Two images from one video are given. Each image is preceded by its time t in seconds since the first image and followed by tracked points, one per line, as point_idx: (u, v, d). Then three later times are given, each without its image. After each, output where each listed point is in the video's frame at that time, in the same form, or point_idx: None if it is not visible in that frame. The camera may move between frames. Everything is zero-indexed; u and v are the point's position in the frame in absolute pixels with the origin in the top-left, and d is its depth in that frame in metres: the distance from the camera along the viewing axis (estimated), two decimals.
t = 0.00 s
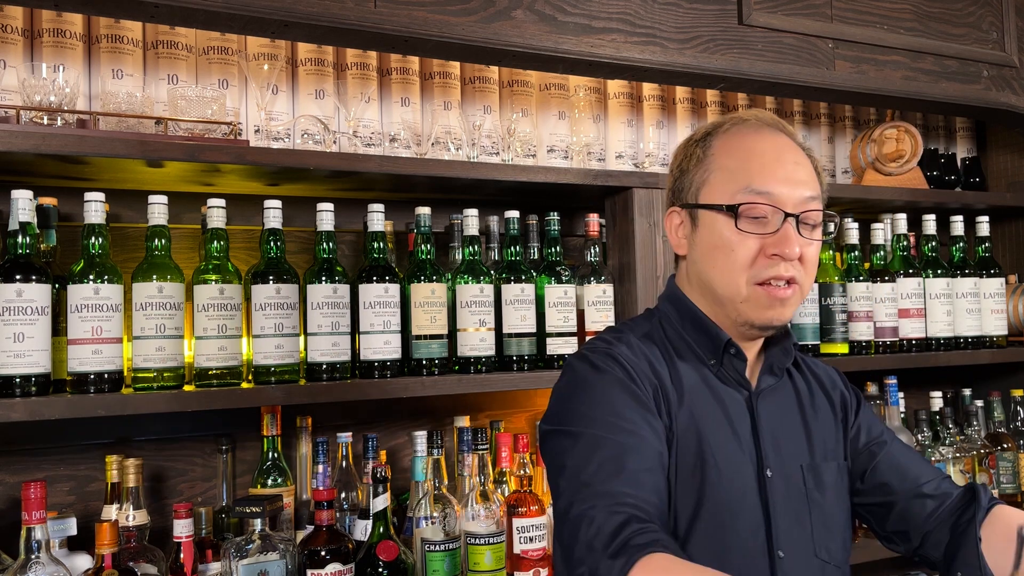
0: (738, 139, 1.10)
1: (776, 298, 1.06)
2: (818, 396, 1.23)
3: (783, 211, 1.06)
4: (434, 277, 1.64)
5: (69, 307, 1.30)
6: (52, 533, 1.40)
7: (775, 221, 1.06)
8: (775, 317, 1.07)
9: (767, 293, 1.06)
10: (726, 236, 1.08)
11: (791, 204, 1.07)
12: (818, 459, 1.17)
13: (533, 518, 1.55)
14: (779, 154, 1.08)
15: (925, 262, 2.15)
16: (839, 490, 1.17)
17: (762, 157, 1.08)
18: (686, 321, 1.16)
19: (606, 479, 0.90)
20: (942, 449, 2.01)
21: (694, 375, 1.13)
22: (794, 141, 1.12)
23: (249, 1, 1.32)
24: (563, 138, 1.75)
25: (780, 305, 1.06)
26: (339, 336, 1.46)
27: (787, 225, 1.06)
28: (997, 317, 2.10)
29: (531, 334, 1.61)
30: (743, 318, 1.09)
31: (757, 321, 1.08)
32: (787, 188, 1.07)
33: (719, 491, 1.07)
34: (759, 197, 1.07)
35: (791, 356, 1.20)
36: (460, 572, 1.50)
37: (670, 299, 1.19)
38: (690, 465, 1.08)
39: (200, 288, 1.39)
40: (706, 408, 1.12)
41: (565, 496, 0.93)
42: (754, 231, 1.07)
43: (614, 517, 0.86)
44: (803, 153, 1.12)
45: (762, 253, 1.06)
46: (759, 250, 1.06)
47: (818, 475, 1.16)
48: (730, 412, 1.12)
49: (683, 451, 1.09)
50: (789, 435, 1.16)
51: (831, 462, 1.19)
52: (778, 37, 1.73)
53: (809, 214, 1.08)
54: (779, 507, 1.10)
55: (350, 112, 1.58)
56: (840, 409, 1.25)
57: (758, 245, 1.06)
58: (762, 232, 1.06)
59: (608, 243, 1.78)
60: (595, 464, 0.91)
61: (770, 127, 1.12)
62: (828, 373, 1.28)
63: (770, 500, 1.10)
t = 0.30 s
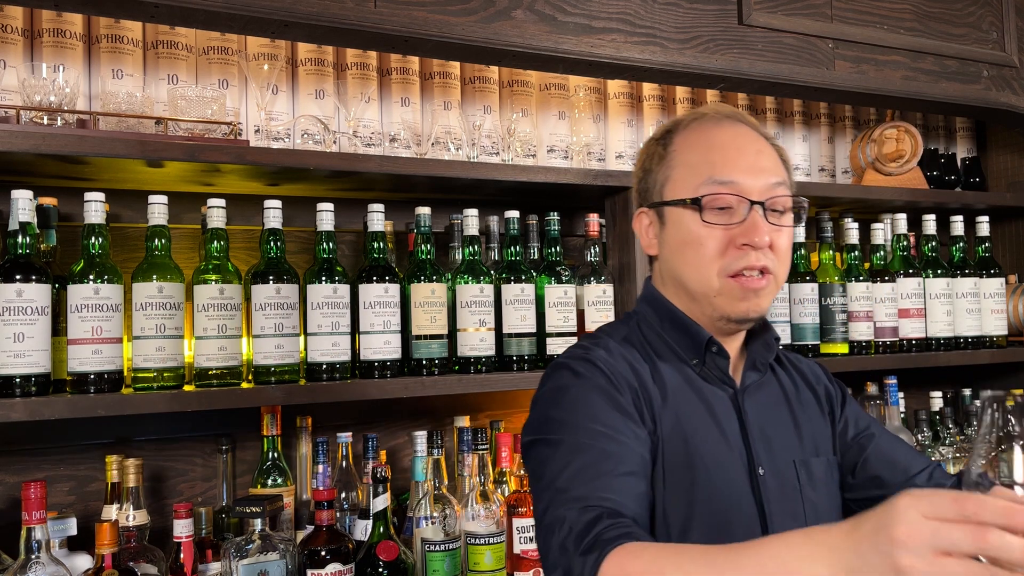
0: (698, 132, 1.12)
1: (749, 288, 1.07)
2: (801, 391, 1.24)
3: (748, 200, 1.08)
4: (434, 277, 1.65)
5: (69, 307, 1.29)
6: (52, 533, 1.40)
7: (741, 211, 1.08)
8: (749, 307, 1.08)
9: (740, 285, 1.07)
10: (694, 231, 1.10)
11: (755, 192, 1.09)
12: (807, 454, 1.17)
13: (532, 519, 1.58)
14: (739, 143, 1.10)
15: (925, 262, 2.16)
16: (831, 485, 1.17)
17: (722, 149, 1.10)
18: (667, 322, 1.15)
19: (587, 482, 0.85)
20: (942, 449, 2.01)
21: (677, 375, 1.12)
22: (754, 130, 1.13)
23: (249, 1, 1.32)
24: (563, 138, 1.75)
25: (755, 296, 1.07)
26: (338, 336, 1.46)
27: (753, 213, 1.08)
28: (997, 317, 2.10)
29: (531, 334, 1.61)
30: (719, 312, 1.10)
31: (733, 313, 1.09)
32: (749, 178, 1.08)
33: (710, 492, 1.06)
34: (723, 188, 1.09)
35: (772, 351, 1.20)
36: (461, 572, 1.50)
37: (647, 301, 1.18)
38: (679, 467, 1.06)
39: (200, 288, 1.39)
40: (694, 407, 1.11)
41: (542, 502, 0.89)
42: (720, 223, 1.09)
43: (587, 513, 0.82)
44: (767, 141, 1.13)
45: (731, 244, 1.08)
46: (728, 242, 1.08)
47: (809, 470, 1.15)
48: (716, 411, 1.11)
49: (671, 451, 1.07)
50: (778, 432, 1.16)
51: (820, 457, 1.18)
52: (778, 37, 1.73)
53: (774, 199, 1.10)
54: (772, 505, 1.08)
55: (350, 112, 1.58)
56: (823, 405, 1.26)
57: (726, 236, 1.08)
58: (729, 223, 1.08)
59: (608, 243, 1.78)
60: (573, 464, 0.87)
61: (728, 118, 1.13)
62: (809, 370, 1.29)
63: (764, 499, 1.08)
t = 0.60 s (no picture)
0: (660, 127, 1.13)
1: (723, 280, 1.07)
2: (781, 390, 1.24)
3: (715, 188, 1.09)
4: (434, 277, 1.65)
5: (69, 307, 1.29)
6: (52, 533, 1.40)
7: (708, 200, 1.09)
8: (724, 300, 1.08)
9: (713, 277, 1.08)
10: (663, 225, 1.10)
11: (721, 180, 1.09)
12: (787, 455, 1.17)
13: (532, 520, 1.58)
14: (701, 133, 1.11)
15: (925, 263, 2.16)
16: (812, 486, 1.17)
17: (686, 140, 1.11)
18: (642, 323, 1.16)
19: (560, 492, 0.84)
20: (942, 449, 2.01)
21: (652, 378, 1.13)
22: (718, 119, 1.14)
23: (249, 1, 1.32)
24: (563, 138, 1.75)
25: (728, 287, 1.07)
26: (338, 336, 1.46)
27: (721, 202, 1.08)
28: (997, 317, 2.09)
29: (531, 334, 1.61)
30: (694, 306, 1.10)
31: (708, 307, 1.09)
32: (713, 167, 1.09)
33: (686, 496, 1.06)
34: (688, 179, 1.09)
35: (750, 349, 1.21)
36: (461, 573, 1.49)
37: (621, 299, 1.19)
38: (655, 472, 1.07)
39: (200, 287, 1.39)
40: (670, 410, 1.11)
41: (514, 513, 0.88)
42: (689, 214, 1.09)
43: (556, 524, 0.81)
44: (730, 128, 1.14)
45: (702, 236, 1.08)
46: (697, 233, 1.08)
47: (788, 471, 1.15)
48: (693, 413, 1.12)
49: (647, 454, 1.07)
50: (757, 432, 1.16)
51: (802, 456, 1.19)
52: (778, 37, 1.74)
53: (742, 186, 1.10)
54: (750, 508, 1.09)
55: (350, 112, 1.58)
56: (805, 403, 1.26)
57: (695, 228, 1.09)
58: (698, 215, 1.09)
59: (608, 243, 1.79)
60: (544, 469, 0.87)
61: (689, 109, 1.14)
62: (789, 367, 1.30)
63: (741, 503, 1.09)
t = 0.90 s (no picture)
0: (657, 125, 1.13)
1: (718, 281, 1.07)
2: (773, 392, 1.24)
3: (711, 187, 1.09)
4: (434, 277, 1.65)
5: (69, 307, 1.29)
6: (52, 533, 1.40)
7: (704, 199, 1.09)
8: (719, 301, 1.08)
9: (708, 278, 1.07)
10: (659, 223, 1.10)
11: (717, 179, 1.09)
12: (778, 459, 1.17)
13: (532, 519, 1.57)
14: (698, 131, 1.11)
15: (925, 262, 2.16)
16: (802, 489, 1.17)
17: (682, 138, 1.11)
18: (633, 323, 1.16)
19: (549, 496, 0.83)
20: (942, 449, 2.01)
21: (643, 379, 1.13)
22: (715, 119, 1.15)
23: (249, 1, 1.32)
24: (563, 138, 1.75)
25: (724, 287, 1.07)
26: (338, 336, 1.46)
27: (717, 201, 1.08)
28: (998, 317, 2.09)
29: (531, 334, 1.61)
30: (688, 308, 1.10)
31: (702, 308, 1.09)
32: (710, 166, 1.09)
33: (675, 500, 1.06)
34: (684, 177, 1.10)
35: (741, 350, 1.21)
36: (461, 573, 1.49)
37: (613, 300, 1.20)
38: (644, 474, 1.06)
39: (200, 287, 1.39)
40: (661, 412, 1.11)
41: (503, 516, 0.87)
42: (683, 214, 1.09)
43: (547, 527, 0.81)
44: (728, 128, 1.14)
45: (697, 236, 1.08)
46: (693, 234, 1.09)
47: (779, 475, 1.15)
48: (683, 415, 1.12)
49: (635, 455, 1.07)
50: (749, 434, 1.16)
51: (793, 460, 1.18)
52: (778, 37, 1.74)
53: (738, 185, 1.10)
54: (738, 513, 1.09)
55: (350, 112, 1.58)
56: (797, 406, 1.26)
57: (690, 228, 1.09)
58: (693, 214, 1.09)
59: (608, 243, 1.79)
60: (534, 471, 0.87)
61: (687, 108, 1.15)
62: (783, 369, 1.30)
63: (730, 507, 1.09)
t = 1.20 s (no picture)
0: (667, 123, 1.15)
1: (704, 274, 1.06)
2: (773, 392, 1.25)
3: (707, 183, 1.09)
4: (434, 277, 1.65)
5: (69, 307, 1.29)
6: (52, 533, 1.40)
7: (697, 195, 1.09)
8: (704, 296, 1.07)
9: (694, 271, 1.06)
10: (652, 214, 1.11)
11: (714, 176, 1.09)
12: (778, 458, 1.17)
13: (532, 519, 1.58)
14: (703, 129, 1.12)
15: (925, 262, 2.16)
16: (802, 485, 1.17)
17: (686, 133, 1.12)
18: (634, 321, 1.16)
19: (522, 468, 0.80)
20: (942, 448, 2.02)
21: (642, 377, 1.13)
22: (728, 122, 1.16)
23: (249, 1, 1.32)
24: (563, 138, 1.75)
25: (710, 282, 1.06)
26: (338, 336, 1.46)
27: (710, 197, 1.08)
28: (997, 317, 2.09)
29: (531, 334, 1.61)
30: (674, 300, 1.09)
31: (687, 301, 1.08)
32: (710, 162, 1.10)
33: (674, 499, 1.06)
34: (681, 170, 1.10)
35: (741, 350, 1.21)
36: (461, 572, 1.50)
37: (613, 299, 1.20)
38: (643, 473, 1.06)
39: (200, 287, 1.39)
40: (660, 410, 1.11)
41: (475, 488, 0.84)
42: (676, 206, 1.09)
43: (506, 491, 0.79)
44: (739, 132, 1.14)
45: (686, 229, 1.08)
46: (683, 226, 1.08)
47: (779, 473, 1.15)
48: (682, 413, 1.12)
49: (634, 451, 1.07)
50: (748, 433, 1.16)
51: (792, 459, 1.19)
52: (778, 37, 1.74)
53: (735, 184, 1.10)
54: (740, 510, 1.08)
55: (350, 112, 1.58)
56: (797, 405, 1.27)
57: (681, 221, 1.08)
58: (685, 208, 1.09)
59: (608, 243, 1.79)
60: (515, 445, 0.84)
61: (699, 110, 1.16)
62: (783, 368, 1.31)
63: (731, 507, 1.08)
